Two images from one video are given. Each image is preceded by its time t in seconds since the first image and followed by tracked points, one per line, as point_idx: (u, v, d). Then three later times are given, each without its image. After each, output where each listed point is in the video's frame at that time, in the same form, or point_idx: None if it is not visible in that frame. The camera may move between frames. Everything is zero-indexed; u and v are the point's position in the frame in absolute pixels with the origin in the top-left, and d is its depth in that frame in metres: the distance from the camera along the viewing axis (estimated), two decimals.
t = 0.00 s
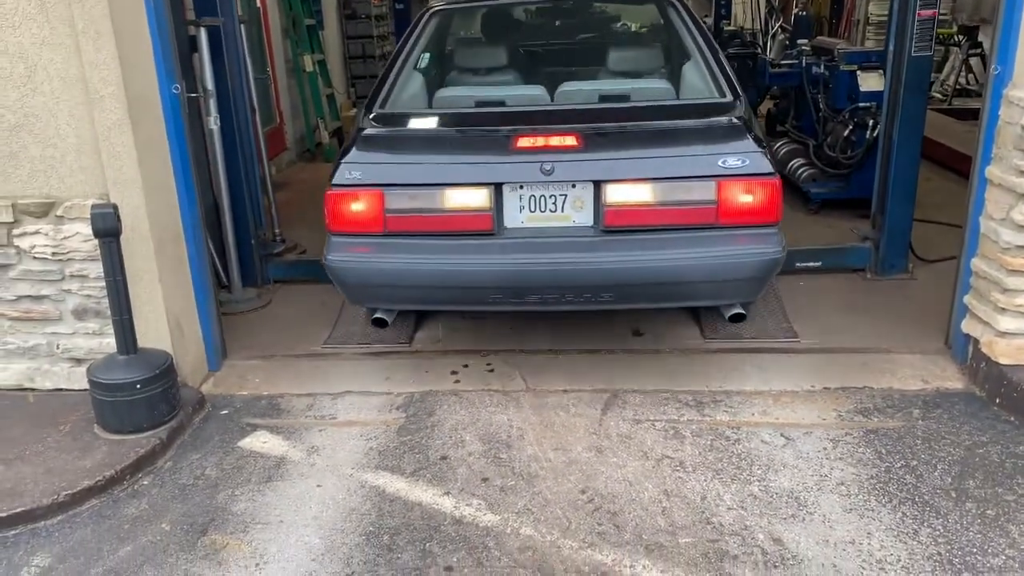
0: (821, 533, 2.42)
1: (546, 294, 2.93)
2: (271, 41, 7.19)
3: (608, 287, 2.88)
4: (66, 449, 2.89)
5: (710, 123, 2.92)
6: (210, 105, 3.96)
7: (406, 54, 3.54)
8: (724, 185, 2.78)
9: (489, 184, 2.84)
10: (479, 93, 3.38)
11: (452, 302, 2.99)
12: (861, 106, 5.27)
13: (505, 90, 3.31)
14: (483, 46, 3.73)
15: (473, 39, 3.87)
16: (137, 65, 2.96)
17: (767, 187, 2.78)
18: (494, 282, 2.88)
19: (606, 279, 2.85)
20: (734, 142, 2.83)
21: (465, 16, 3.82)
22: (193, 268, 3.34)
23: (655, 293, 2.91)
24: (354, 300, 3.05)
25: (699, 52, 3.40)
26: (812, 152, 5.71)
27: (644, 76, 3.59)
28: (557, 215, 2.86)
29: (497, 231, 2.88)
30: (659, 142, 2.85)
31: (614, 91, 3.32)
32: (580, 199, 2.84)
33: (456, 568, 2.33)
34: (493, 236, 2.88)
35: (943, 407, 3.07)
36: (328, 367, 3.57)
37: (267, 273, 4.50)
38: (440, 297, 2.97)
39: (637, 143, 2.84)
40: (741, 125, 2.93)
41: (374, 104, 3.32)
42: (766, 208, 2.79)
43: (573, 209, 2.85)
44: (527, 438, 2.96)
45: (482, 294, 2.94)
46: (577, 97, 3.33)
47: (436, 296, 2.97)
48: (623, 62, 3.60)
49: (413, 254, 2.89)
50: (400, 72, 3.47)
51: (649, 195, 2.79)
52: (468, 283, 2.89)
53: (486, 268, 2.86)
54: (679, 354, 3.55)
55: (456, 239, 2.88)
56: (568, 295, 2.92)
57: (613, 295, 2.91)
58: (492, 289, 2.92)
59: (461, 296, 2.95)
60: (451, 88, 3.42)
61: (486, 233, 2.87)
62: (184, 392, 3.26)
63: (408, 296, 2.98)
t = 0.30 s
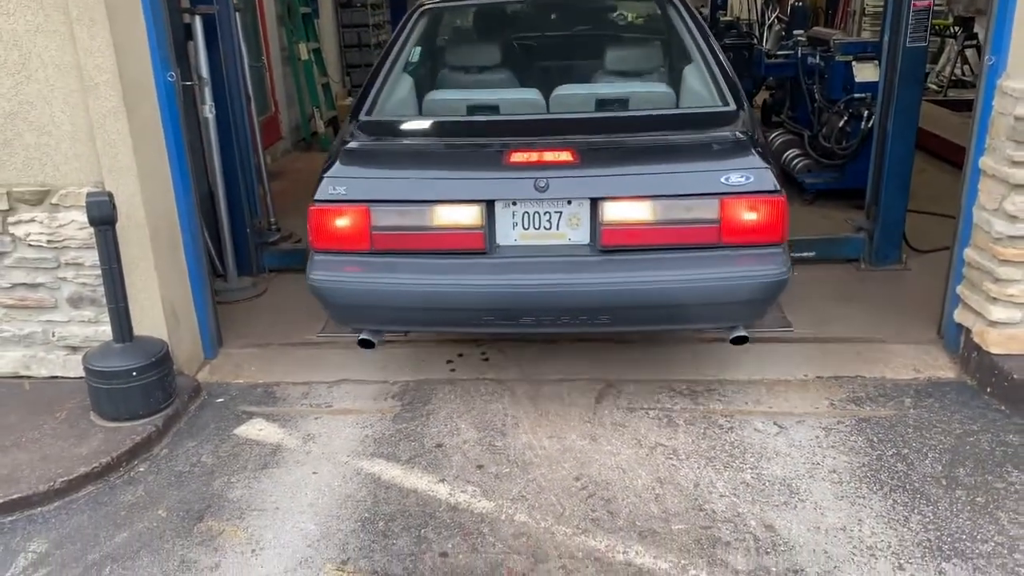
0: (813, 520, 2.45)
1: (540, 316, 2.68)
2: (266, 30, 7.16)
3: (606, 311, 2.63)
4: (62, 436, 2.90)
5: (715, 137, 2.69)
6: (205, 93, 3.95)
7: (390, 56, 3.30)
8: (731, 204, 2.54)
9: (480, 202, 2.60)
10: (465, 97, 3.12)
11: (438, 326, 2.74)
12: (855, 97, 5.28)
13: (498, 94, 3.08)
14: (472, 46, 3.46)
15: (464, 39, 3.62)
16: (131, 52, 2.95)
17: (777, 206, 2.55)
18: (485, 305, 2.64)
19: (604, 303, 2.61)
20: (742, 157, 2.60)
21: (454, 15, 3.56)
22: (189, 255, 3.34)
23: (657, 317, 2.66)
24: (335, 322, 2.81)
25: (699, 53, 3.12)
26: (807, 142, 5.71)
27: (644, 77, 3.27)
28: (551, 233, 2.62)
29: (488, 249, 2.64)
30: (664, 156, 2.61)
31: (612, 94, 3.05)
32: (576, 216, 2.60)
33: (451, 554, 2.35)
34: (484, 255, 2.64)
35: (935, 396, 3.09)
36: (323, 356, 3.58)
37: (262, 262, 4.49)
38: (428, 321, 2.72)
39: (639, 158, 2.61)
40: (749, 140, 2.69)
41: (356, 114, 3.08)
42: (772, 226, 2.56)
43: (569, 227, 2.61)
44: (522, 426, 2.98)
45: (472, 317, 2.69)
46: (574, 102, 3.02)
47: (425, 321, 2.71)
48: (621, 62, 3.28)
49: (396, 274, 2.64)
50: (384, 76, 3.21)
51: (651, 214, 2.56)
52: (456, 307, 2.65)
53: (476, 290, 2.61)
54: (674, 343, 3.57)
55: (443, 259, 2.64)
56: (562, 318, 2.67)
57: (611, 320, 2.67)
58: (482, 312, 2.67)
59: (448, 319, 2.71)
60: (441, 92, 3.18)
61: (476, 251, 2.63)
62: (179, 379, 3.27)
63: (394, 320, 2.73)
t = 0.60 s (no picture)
0: (804, 503, 2.47)
1: (534, 330, 2.52)
2: (259, 16, 7.12)
3: (603, 325, 2.49)
4: (57, 421, 2.90)
5: (719, 141, 2.52)
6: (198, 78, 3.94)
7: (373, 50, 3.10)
8: (735, 214, 2.41)
9: (470, 210, 2.45)
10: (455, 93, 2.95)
11: (426, 340, 2.59)
12: (848, 85, 5.31)
13: (489, 91, 2.93)
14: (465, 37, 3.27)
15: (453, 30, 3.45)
16: (124, 36, 2.93)
17: (783, 214, 2.42)
18: (475, 319, 2.49)
19: (601, 317, 2.46)
20: (745, 164, 2.45)
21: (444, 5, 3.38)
22: (183, 241, 3.34)
23: (657, 331, 2.52)
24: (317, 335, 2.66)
25: (700, 52, 2.96)
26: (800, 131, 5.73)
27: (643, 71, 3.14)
28: (544, 243, 2.48)
29: (479, 259, 2.49)
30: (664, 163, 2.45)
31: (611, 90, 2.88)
32: (571, 225, 2.46)
33: (446, 537, 2.37)
34: (475, 265, 2.49)
35: (924, 381, 3.13)
36: (317, 343, 3.58)
37: (255, 249, 4.49)
38: (415, 334, 2.57)
39: (639, 164, 2.45)
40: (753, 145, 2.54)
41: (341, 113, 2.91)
42: (775, 234, 2.43)
43: (564, 236, 2.47)
44: (516, 411, 3.00)
45: (461, 331, 2.54)
46: (571, 101, 2.86)
47: (411, 334, 2.57)
48: (616, 56, 3.07)
49: (380, 286, 2.50)
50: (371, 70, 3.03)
51: (650, 224, 2.43)
52: (445, 321, 2.50)
53: (466, 302, 2.46)
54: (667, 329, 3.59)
55: (432, 269, 2.50)
56: (557, 333, 2.52)
57: (609, 334, 2.52)
58: (473, 326, 2.52)
59: (436, 334, 2.56)
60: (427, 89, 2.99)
61: (466, 262, 2.49)
62: (174, 365, 3.28)
63: (378, 333, 2.58)
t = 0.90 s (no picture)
0: (800, 485, 2.50)
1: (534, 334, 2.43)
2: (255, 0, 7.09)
3: (605, 330, 2.39)
4: (57, 402, 2.92)
5: (726, 139, 2.42)
6: (196, 62, 3.93)
7: (367, 37, 3.01)
8: (744, 216, 2.31)
9: (467, 210, 2.34)
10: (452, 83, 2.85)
11: (420, 345, 2.50)
12: (845, 73, 5.33)
13: (487, 83, 2.82)
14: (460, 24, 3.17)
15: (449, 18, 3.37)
16: (124, 19, 2.93)
17: (794, 215, 2.32)
18: (471, 323, 2.39)
19: (603, 321, 2.37)
20: (754, 163, 2.35)
21: None
22: (183, 225, 3.35)
23: (662, 337, 2.43)
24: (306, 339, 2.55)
25: (707, 43, 2.89)
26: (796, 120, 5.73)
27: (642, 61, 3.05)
28: (544, 245, 2.37)
29: (476, 262, 2.39)
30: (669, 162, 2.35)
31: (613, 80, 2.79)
32: (572, 226, 2.36)
33: (447, 516, 2.39)
34: (472, 267, 2.39)
35: (918, 366, 3.16)
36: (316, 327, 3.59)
37: (253, 234, 4.49)
38: (408, 339, 2.47)
39: (644, 164, 2.35)
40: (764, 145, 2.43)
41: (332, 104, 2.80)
42: (784, 236, 2.33)
43: (565, 238, 2.37)
44: (515, 394, 3.02)
45: (457, 336, 2.44)
46: (572, 94, 2.76)
47: (404, 339, 2.47)
48: (617, 47, 3.01)
49: (373, 290, 2.40)
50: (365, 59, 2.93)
51: (655, 226, 2.33)
52: (440, 325, 2.41)
53: (462, 306, 2.37)
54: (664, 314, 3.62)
55: (427, 271, 2.40)
56: (557, 339, 2.42)
57: (612, 339, 2.43)
58: (469, 330, 2.42)
59: (431, 339, 2.46)
60: (422, 79, 2.90)
61: (462, 264, 2.38)
62: (174, 348, 3.29)
63: (371, 338, 2.48)
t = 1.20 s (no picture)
0: (796, 462, 2.53)
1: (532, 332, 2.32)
2: None
3: (608, 328, 2.29)
4: (58, 377, 2.93)
5: (735, 129, 2.33)
6: (196, 42, 3.92)
7: (361, 21, 2.98)
8: (754, 208, 2.21)
9: (464, 200, 2.24)
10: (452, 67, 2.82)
11: (415, 341, 2.39)
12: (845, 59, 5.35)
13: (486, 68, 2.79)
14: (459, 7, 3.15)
15: None
16: None
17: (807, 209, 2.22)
18: (466, 320, 2.28)
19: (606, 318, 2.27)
20: (765, 154, 2.26)
21: None
22: (183, 203, 3.35)
23: (667, 335, 2.32)
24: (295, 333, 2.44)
25: (714, 30, 2.87)
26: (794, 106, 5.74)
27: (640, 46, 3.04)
28: (544, 238, 2.26)
29: (473, 255, 2.28)
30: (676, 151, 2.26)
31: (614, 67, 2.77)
32: (574, 219, 2.25)
33: (447, 491, 2.42)
34: (468, 261, 2.28)
35: (914, 348, 3.19)
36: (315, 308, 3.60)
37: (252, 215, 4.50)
38: (400, 335, 2.36)
39: (649, 154, 2.26)
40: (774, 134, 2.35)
41: (328, 85, 2.75)
42: (796, 230, 2.23)
43: (566, 231, 2.26)
44: (513, 373, 3.04)
45: (452, 333, 2.33)
46: (573, 80, 2.74)
47: (396, 335, 2.36)
48: (619, 32, 3.01)
49: (364, 283, 2.29)
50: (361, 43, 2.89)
51: (661, 219, 2.23)
52: (434, 321, 2.30)
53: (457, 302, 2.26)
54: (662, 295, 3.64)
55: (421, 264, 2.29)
56: (557, 336, 2.32)
57: (615, 337, 2.33)
58: (465, 327, 2.31)
59: (426, 335, 2.35)
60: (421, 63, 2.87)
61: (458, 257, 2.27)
62: (174, 326, 3.30)
63: (363, 334, 2.37)
